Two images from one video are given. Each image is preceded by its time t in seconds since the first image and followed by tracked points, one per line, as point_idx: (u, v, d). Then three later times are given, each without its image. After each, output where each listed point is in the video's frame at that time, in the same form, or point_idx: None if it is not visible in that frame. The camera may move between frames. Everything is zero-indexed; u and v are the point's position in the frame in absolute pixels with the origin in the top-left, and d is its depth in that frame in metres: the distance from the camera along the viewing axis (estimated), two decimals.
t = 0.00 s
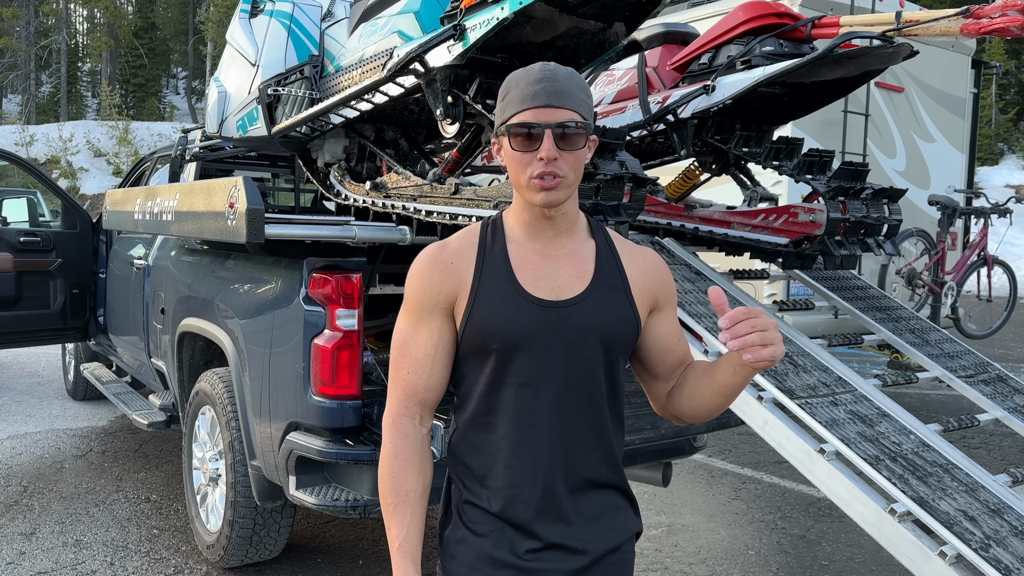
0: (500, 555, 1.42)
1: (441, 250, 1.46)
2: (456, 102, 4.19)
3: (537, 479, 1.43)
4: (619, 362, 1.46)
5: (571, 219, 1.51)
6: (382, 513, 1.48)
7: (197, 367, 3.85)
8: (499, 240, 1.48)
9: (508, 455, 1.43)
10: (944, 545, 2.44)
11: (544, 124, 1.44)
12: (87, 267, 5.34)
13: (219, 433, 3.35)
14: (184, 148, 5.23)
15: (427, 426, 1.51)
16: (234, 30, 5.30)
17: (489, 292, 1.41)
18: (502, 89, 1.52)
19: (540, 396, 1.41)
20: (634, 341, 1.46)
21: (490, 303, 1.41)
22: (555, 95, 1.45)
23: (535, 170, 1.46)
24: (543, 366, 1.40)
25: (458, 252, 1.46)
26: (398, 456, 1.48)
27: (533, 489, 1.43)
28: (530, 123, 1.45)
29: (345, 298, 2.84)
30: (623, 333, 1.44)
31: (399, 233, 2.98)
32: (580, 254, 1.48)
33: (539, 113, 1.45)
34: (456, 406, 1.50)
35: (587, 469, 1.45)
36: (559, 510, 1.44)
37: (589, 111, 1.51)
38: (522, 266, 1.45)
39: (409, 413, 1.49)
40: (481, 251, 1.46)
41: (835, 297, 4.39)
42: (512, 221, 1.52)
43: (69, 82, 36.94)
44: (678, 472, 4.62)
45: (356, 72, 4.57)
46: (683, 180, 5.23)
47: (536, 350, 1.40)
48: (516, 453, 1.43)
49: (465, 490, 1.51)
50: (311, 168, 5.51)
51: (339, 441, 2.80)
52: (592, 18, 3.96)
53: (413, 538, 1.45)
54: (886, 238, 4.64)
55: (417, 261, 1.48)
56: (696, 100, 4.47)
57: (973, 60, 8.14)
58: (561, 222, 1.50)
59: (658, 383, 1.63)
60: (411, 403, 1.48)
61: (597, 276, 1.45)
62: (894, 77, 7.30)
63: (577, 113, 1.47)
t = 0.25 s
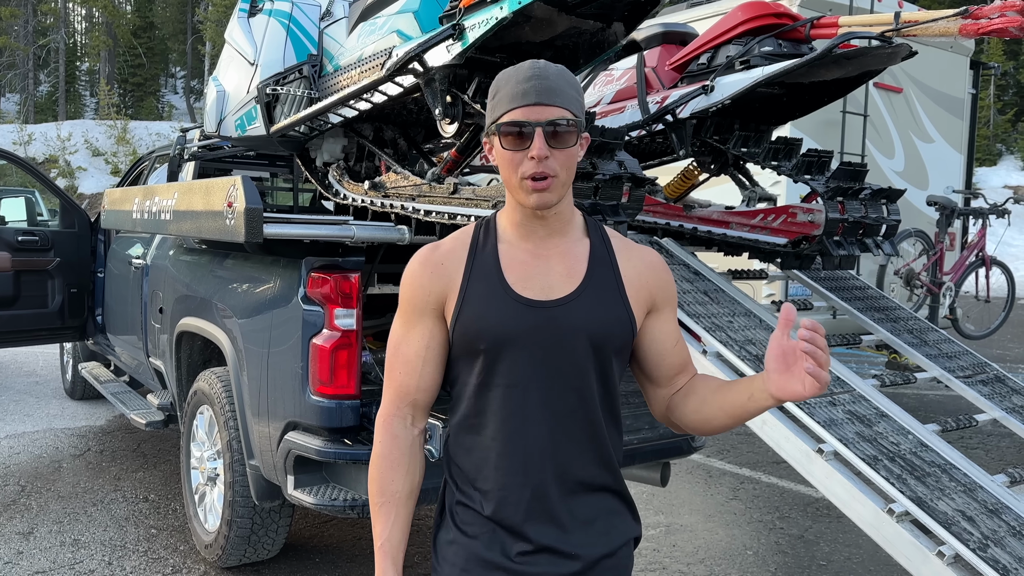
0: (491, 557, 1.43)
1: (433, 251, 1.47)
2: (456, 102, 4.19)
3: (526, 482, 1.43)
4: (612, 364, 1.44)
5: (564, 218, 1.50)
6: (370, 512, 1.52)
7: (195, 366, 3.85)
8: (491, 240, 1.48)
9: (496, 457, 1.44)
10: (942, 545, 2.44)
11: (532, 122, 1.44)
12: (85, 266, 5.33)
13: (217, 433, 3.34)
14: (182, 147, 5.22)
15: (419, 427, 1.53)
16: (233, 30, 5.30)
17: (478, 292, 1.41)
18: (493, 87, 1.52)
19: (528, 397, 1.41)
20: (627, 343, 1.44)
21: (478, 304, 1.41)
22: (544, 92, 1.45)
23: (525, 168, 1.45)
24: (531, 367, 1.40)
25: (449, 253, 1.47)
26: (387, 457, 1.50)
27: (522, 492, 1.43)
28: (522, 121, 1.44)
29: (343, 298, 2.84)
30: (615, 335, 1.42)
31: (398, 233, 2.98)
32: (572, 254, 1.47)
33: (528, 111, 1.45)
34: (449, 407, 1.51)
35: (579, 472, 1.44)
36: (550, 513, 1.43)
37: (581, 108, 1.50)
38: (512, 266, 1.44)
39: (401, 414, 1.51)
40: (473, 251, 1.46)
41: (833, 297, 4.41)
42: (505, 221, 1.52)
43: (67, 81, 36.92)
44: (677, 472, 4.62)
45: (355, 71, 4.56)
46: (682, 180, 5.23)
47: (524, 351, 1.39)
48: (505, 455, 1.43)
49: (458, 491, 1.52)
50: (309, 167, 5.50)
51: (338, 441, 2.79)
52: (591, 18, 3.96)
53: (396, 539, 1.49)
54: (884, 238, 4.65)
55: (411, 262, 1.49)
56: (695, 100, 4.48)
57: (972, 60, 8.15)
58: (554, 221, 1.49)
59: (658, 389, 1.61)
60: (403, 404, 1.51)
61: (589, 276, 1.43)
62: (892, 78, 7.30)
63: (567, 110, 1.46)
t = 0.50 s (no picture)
0: (484, 559, 1.43)
1: (426, 253, 1.49)
2: (454, 102, 4.16)
3: (517, 485, 1.43)
4: (606, 365, 1.43)
5: (556, 217, 1.49)
6: (363, 514, 1.52)
7: (193, 366, 3.85)
8: (483, 241, 1.48)
9: (488, 460, 1.44)
10: (939, 546, 2.44)
11: (515, 119, 1.44)
12: (83, 266, 5.33)
13: (215, 433, 3.34)
14: (181, 147, 5.21)
15: (413, 429, 1.53)
16: (231, 30, 5.29)
17: (468, 294, 1.42)
18: (482, 87, 1.53)
19: (518, 400, 1.41)
20: (621, 344, 1.43)
21: (468, 305, 1.41)
22: (527, 89, 1.45)
23: (510, 166, 1.45)
24: (521, 368, 1.40)
25: (442, 254, 1.48)
26: (380, 458, 1.51)
27: (513, 495, 1.43)
28: (507, 119, 1.45)
29: (342, 298, 2.84)
30: (607, 336, 1.41)
31: (396, 233, 2.98)
32: (565, 254, 1.46)
33: (512, 109, 1.46)
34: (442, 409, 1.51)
35: (572, 475, 1.44)
36: (542, 517, 1.43)
37: (569, 103, 1.48)
38: (503, 267, 1.44)
39: (394, 416, 1.52)
40: (465, 252, 1.47)
41: (831, 298, 4.42)
42: (498, 222, 1.51)
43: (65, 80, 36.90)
44: (675, 472, 4.62)
45: (353, 71, 4.56)
46: (680, 181, 5.23)
47: (514, 352, 1.39)
48: (495, 458, 1.44)
49: (452, 493, 1.53)
50: (307, 167, 5.49)
51: (336, 441, 2.80)
52: (590, 19, 3.96)
53: (387, 541, 1.49)
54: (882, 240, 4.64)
55: (405, 264, 1.51)
56: (693, 100, 4.48)
57: (970, 62, 8.16)
58: (545, 221, 1.49)
59: (654, 396, 1.61)
60: (397, 406, 1.52)
61: (581, 276, 1.43)
62: (891, 79, 7.31)
63: (552, 106, 1.46)
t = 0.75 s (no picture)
0: (486, 561, 1.44)
1: (424, 254, 1.48)
2: (453, 103, 4.18)
3: (519, 487, 1.44)
4: (608, 365, 1.44)
5: (557, 217, 1.50)
6: (364, 516, 1.52)
7: (192, 366, 3.85)
8: (483, 240, 1.48)
9: (489, 462, 1.45)
10: (938, 547, 2.45)
11: (522, 117, 1.44)
12: (82, 266, 5.33)
13: (214, 433, 3.35)
14: (179, 147, 5.21)
15: (412, 430, 1.54)
16: (230, 30, 5.29)
17: (469, 295, 1.42)
18: (485, 83, 1.52)
19: (519, 401, 1.42)
20: (622, 345, 1.43)
21: (469, 306, 1.41)
22: (534, 87, 1.45)
23: (514, 165, 1.45)
24: (522, 370, 1.40)
25: (441, 254, 1.48)
26: (379, 461, 1.51)
27: (514, 497, 1.44)
28: (512, 116, 1.44)
29: (341, 298, 2.84)
30: (609, 337, 1.41)
31: (396, 234, 2.99)
32: (565, 254, 1.47)
33: (517, 106, 1.45)
34: (442, 410, 1.52)
35: (573, 477, 1.44)
36: (544, 519, 1.44)
37: (573, 104, 1.50)
38: (504, 268, 1.44)
39: (393, 417, 1.52)
40: (464, 252, 1.47)
41: (830, 298, 4.43)
42: (498, 221, 1.52)
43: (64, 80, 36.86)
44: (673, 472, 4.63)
45: (353, 72, 4.56)
46: (679, 181, 5.24)
47: (516, 353, 1.39)
48: (496, 460, 1.44)
49: (452, 495, 1.53)
50: (307, 167, 5.49)
51: (335, 441, 2.80)
52: (589, 20, 3.97)
53: (389, 544, 1.50)
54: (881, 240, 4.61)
55: (403, 264, 1.50)
56: (692, 101, 4.48)
57: (968, 62, 8.17)
58: (546, 221, 1.49)
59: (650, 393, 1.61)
60: (395, 407, 1.52)
61: (582, 276, 1.43)
62: (889, 79, 7.32)
63: (557, 105, 1.46)
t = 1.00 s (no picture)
0: (493, 560, 1.44)
1: (432, 253, 1.47)
2: (452, 103, 4.19)
3: (527, 489, 1.44)
4: (615, 369, 1.44)
5: (565, 219, 1.50)
6: (371, 516, 1.51)
7: (191, 366, 3.84)
8: (491, 242, 1.48)
9: (497, 465, 1.45)
10: (937, 546, 2.45)
11: (537, 118, 1.43)
12: (80, 265, 5.32)
13: (213, 432, 3.34)
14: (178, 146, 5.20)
15: (418, 429, 1.53)
16: (229, 29, 5.29)
17: (479, 297, 1.41)
18: (497, 81, 1.51)
19: (529, 404, 1.42)
20: (630, 349, 1.44)
21: (479, 309, 1.41)
22: (550, 88, 1.44)
23: (527, 166, 1.45)
24: (532, 373, 1.40)
25: (449, 255, 1.47)
26: (387, 460, 1.50)
27: (522, 499, 1.44)
28: (525, 116, 1.44)
29: (340, 298, 2.84)
30: (618, 341, 1.42)
31: (395, 233, 2.99)
32: (574, 257, 1.47)
33: (532, 107, 1.45)
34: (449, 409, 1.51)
35: (579, 478, 1.45)
36: (550, 519, 1.45)
37: (586, 106, 1.50)
38: (513, 270, 1.44)
39: (400, 417, 1.51)
40: (473, 253, 1.46)
41: (828, 299, 4.44)
42: (505, 222, 1.51)
43: (61, 79, 36.82)
44: (671, 472, 4.63)
45: (352, 71, 4.56)
46: (678, 181, 5.24)
47: (525, 356, 1.39)
48: (505, 462, 1.44)
49: (458, 494, 1.53)
50: (305, 166, 5.49)
51: (333, 441, 2.80)
52: (589, 19, 3.98)
53: (400, 543, 1.49)
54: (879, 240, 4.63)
55: (410, 263, 1.49)
56: (691, 101, 4.48)
57: (967, 62, 8.18)
58: (555, 223, 1.49)
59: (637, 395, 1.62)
60: (402, 406, 1.51)
61: (592, 280, 1.43)
62: (887, 79, 7.33)
63: (572, 108, 1.46)
